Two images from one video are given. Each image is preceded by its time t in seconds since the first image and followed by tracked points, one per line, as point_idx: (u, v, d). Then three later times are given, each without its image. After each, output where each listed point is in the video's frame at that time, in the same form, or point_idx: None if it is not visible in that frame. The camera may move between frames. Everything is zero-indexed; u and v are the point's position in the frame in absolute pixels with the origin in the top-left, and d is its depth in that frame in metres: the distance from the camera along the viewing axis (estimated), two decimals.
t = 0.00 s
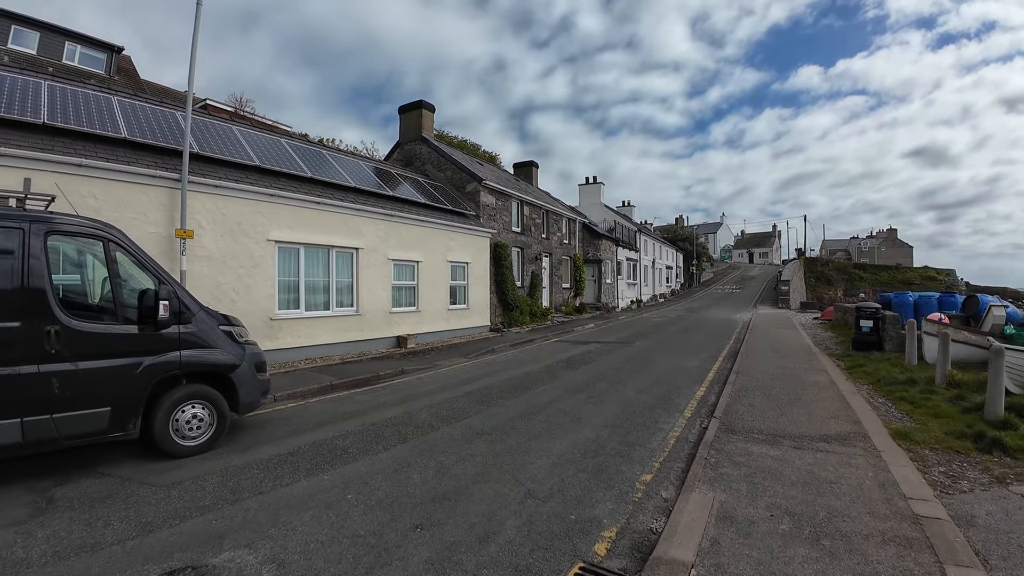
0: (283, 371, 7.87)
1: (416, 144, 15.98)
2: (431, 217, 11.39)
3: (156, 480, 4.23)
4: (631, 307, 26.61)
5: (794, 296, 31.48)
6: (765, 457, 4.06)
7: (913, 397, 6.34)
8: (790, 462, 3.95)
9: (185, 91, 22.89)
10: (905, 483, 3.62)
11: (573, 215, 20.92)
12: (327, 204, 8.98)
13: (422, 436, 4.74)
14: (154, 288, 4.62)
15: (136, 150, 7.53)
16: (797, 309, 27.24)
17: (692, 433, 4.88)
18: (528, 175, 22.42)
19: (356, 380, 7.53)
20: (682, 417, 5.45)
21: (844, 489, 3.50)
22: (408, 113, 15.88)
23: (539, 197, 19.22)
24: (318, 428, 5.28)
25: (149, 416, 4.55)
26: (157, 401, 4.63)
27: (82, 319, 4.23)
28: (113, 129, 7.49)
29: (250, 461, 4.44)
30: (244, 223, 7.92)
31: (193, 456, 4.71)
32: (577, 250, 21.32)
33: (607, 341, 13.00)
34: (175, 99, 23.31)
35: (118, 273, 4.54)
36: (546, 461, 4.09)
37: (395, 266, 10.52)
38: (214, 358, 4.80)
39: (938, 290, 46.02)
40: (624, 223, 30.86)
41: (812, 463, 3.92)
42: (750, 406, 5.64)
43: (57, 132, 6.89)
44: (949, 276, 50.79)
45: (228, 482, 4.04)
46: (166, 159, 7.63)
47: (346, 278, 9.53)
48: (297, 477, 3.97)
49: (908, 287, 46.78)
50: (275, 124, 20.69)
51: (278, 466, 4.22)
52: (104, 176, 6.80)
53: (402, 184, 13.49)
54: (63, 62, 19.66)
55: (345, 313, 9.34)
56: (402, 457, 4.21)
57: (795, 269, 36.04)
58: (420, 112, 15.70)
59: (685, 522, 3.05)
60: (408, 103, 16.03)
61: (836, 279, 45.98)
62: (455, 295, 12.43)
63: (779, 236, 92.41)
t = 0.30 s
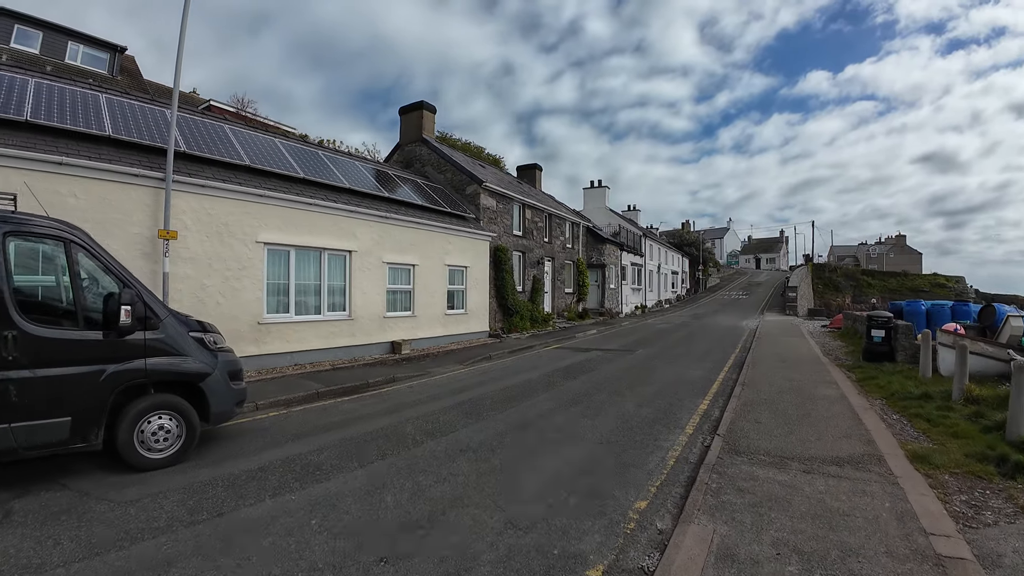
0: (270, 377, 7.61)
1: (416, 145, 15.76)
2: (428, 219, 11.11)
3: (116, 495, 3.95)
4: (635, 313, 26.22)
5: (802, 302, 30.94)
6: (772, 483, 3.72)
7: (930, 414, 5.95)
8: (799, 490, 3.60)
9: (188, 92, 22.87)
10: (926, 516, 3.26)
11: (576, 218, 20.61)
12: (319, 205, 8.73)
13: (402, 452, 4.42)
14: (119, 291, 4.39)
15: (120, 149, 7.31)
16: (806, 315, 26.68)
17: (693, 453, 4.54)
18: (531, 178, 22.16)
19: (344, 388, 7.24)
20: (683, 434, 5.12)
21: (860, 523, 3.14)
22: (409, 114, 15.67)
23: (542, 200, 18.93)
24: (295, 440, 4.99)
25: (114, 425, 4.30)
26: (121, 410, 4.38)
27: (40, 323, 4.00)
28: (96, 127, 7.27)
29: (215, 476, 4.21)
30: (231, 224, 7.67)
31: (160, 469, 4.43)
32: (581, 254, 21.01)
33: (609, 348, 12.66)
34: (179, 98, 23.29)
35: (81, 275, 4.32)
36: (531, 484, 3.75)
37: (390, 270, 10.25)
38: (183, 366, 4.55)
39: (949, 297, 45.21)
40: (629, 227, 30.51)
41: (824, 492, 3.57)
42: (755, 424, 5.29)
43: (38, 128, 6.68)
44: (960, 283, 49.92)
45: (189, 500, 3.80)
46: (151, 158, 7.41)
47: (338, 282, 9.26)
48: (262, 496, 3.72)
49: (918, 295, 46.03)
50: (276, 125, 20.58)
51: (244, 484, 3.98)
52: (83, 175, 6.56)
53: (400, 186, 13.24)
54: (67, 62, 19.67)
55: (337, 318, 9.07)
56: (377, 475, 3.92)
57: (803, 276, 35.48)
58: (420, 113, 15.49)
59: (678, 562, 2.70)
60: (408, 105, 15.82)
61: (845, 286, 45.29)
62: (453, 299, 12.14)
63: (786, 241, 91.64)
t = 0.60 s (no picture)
0: (256, 377, 7.40)
1: (416, 144, 15.56)
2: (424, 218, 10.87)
3: (76, 497, 3.73)
4: (640, 316, 25.86)
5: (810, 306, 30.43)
6: (771, 500, 3.42)
7: (944, 424, 5.60)
8: (801, 509, 3.30)
9: (191, 91, 22.84)
10: (941, 540, 2.94)
11: (580, 219, 20.33)
12: (309, 201, 8.52)
13: (377, 459, 4.17)
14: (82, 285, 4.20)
15: (105, 143, 7.15)
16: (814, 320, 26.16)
17: (688, 464, 4.25)
18: (534, 178, 21.92)
19: (330, 389, 7.01)
20: (679, 443, 4.83)
21: (868, 547, 2.84)
22: (409, 112, 15.48)
23: (544, 200, 18.67)
24: (268, 443, 4.77)
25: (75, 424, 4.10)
26: (84, 409, 4.18)
27: None
28: (82, 120, 7.11)
29: (177, 481, 4.00)
30: (218, 219, 7.47)
31: (124, 472, 4.22)
32: (584, 255, 20.72)
33: (610, 351, 12.36)
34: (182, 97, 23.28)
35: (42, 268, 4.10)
36: (509, 497, 3.47)
37: (384, 269, 10.03)
38: (149, 365, 4.35)
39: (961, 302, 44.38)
40: (634, 229, 30.19)
41: (829, 512, 3.26)
42: (756, 433, 4.99)
43: (20, 120, 6.51)
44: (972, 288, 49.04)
45: (146, 505, 3.59)
46: (135, 152, 7.24)
47: (330, 281, 9.04)
48: (220, 504, 3.51)
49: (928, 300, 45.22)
50: (278, 124, 20.49)
51: (204, 490, 3.78)
52: (65, 169, 6.36)
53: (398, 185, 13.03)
54: (70, 60, 19.66)
55: (328, 317, 8.86)
56: (346, 484, 3.67)
57: (811, 279, 34.92)
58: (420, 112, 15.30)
59: None
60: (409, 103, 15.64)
61: (854, 290, 44.61)
62: (450, 300, 11.90)
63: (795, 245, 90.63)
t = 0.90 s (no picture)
0: (244, 381, 7.23)
1: (416, 144, 15.38)
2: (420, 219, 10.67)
3: (41, 506, 3.55)
4: (644, 318, 25.54)
5: (818, 309, 29.92)
6: (770, 526, 3.17)
7: (958, 440, 5.29)
8: (802, 537, 3.05)
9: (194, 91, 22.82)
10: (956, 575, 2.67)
11: (583, 220, 20.07)
12: (301, 201, 8.34)
13: (353, 472, 3.96)
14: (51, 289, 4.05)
15: (93, 143, 7.02)
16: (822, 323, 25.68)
17: (683, 482, 4.01)
18: (537, 179, 21.68)
19: (318, 394, 6.82)
20: (675, 458, 4.58)
21: None
22: (409, 112, 15.32)
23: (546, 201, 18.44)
24: (244, 452, 4.58)
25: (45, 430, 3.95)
26: (53, 416, 4.01)
27: None
28: (69, 120, 6.98)
29: (144, 492, 3.81)
30: (206, 219, 7.31)
31: (95, 480, 4.04)
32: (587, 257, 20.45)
33: (610, 355, 12.10)
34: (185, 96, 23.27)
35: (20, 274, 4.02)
36: (486, 518, 3.24)
37: (379, 270, 9.84)
38: (119, 371, 4.17)
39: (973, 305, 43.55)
40: (639, 230, 29.86)
41: (831, 540, 3.01)
42: (756, 448, 4.72)
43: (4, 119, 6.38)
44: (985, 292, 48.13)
45: (108, 517, 3.39)
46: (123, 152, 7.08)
47: (322, 282, 8.87)
48: (182, 519, 3.31)
49: (939, 303, 44.43)
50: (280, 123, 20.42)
51: (169, 503, 3.59)
52: (48, 168, 6.21)
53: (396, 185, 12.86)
54: (73, 60, 19.70)
55: (320, 320, 8.69)
56: (316, 501, 3.46)
57: (819, 281, 34.37)
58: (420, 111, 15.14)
59: None
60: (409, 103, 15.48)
61: (863, 293, 43.92)
62: (448, 302, 11.70)
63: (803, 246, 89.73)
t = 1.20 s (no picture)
0: (232, 380, 7.03)
1: (416, 140, 15.15)
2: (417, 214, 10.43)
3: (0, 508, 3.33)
4: (649, 318, 25.18)
5: (827, 309, 29.39)
6: (773, 544, 2.89)
7: (976, 447, 4.95)
8: (810, 557, 2.76)
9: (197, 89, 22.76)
10: None
11: (586, 218, 19.76)
12: (292, 196, 8.13)
13: (328, 479, 3.71)
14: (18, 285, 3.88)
15: (78, 136, 6.84)
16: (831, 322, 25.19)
17: (682, 492, 3.73)
18: (540, 176, 21.40)
19: (306, 394, 6.59)
20: (674, 465, 4.30)
21: None
22: (409, 108, 15.10)
23: (549, 198, 18.16)
24: (218, 456, 4.34)
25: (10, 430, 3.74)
26: (19, 415, 3.80)
27: None
28: (53, 113, 6.80)
29: (108, 495, 3.59)
30: (193, 213, 7.11)
31: (62, 481, 3.83)
32: (591, 255, 20.13)
33: (613, 355, 11.81)
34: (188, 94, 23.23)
35: None
36: (462, 532, 2.98)
37: (375, 267, 9.61)
38: (87, 371, 3.95)
39: (987, 305, 42.69)
40: (644, 229, 29.48)
41: (841, 561, 2.73)
42: (761, 455, 4.43)
43: None
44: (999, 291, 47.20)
45: (66, 521, 3.16)
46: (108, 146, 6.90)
47: (315, 279, 8.65)
48: (140, 526, 3.08)
49: (952, 302, 43.60)
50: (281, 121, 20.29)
51: (130, 508, 3.36)
52: (31, 162, 6.04)
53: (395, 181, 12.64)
54: (76, 59, 19.68)
55: (313, 318, 8.47)
56: (283, 509, 3.22)
57: (828, 280, 33.80)
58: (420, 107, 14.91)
59: None
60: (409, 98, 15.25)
61: (874, 292, 43.20)
62: (446, 300, 11.46)
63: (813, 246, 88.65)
